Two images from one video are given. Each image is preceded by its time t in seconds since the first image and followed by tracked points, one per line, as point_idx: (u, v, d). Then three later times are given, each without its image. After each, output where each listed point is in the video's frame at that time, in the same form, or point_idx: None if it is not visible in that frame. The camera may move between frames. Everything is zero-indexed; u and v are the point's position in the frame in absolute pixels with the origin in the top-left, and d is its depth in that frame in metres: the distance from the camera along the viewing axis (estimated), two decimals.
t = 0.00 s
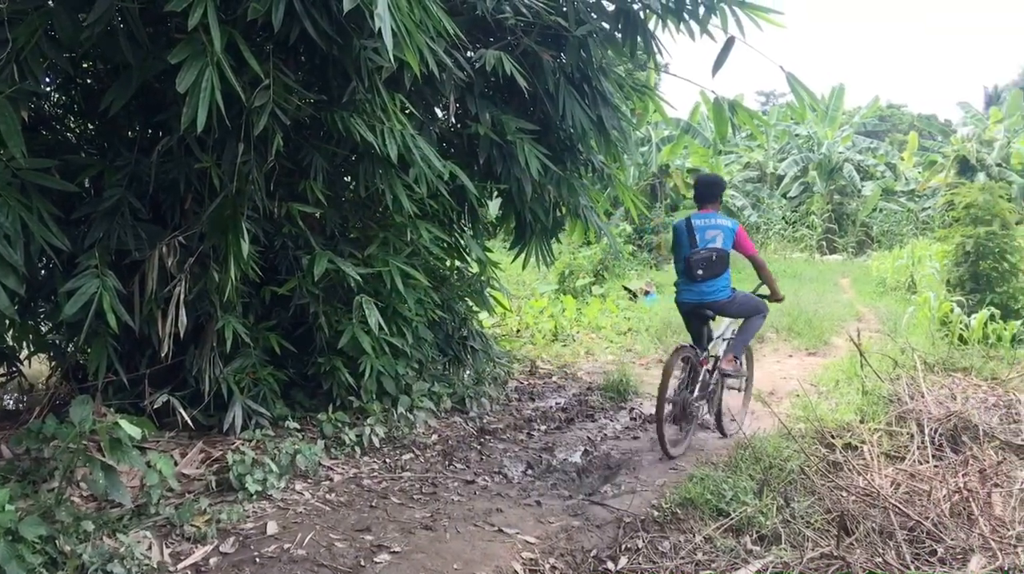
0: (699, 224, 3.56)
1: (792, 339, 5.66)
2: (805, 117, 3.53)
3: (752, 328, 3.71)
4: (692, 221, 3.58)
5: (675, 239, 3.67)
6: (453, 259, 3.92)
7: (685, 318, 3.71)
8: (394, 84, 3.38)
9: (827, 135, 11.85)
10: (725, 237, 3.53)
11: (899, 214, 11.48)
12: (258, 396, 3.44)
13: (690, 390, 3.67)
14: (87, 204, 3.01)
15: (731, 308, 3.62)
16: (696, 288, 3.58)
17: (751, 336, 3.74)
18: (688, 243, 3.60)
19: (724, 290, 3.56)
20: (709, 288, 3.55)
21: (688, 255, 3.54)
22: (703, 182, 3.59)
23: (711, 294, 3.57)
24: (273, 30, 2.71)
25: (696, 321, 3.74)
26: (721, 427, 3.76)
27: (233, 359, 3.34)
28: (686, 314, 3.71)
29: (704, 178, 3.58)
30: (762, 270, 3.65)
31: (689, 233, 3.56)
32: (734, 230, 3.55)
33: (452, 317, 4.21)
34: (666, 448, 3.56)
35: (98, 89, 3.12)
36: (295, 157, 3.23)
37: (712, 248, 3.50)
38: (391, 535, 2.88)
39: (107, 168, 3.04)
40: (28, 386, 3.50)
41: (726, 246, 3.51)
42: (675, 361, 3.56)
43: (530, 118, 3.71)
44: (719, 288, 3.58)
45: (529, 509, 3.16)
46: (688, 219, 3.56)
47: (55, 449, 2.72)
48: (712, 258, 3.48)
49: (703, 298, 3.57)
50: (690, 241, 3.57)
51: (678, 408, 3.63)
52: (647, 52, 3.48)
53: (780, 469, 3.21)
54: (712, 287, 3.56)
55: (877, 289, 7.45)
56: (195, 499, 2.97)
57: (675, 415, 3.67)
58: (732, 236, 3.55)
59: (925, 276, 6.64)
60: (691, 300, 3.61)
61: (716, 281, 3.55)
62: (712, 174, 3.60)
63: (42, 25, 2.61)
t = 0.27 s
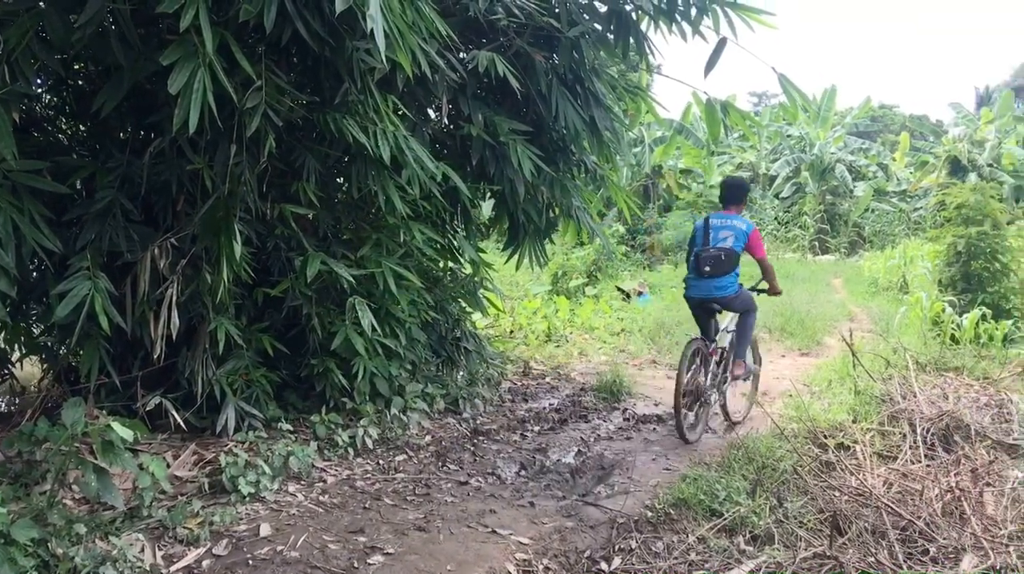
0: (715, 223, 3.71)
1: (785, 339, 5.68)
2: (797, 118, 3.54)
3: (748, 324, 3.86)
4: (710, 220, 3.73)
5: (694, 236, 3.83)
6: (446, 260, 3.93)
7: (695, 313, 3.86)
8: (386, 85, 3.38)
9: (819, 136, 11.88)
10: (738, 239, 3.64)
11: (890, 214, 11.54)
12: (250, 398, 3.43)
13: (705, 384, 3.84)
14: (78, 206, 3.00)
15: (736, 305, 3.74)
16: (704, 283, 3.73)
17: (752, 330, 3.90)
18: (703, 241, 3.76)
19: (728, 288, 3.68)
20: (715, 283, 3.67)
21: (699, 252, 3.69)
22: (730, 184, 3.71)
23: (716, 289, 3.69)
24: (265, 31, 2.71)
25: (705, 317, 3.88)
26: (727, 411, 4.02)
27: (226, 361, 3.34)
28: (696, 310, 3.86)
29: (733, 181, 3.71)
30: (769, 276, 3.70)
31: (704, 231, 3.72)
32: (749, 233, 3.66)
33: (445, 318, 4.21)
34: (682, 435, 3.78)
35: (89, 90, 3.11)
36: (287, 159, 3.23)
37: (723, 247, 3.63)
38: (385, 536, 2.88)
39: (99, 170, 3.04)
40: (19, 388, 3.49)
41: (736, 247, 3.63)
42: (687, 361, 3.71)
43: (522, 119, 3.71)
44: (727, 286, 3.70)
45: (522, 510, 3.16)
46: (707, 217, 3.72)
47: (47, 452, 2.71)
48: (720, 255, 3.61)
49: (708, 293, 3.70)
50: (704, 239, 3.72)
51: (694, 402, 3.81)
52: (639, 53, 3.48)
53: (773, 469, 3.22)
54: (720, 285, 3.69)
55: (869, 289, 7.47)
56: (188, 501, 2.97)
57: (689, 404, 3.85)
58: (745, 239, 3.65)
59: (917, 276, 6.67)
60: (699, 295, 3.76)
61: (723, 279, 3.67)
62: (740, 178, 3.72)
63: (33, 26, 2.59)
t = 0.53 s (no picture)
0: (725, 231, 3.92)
1: (780, 340, 5.69)
2: (791, 120, 3.54)
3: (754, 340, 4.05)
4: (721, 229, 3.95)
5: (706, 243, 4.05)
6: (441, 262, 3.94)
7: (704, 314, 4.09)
8: (381, 87, 3.38)
9: (813, 137, 11.88)
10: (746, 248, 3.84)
11: (885, 216, 11.58)
12: (245, 400, 3.43)
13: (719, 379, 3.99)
14: (73, 208, 3.00)
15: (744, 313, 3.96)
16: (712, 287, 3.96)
17: (759, 357, 4.13)
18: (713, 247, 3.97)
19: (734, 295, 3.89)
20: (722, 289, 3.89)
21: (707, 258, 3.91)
22: (742, 196, 3.92)
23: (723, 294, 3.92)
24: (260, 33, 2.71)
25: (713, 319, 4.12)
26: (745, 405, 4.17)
27: (221, 363, 3.33)
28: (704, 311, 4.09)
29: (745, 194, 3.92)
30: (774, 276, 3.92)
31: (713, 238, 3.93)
32: (757, 242, 3.86)
33: (441, 320, 4.21)
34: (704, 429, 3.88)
35: (84, 92, 3.11)
36: (282, 161, 3.22)
37: (730, 256, 3.85)
38: (380, 538, 2.88)
39: (93, 172, 3.03)
40: (13, 390, 3.48)
41: (742, 255, 3.84)
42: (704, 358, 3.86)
43: (517, 121, 3.72)
44: (733, 292, 3.92)
45: (517, 512, 3.16)
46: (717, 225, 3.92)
47: (41, 454, 2.70)
48: (726, 263, 3.84)
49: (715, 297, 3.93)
50: (714, 246, 3.94)
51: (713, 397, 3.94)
52: (634, 55, 3.49)
53: (768, 471, 3.22)
54: (726, 291, 3.92)
55: (864, 290, 7.49)
56: (182, 504, 2.96)
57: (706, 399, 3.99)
58: (753, 249, 3.85)
59: (911, 277, 6.69)
60: (706, 299, 3.99)
61: (729, 285, 3.90)
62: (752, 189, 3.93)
63: (27, 28, 2.58)
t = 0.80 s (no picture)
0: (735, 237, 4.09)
1: (777, 343, 5.70)
2: (788, 123, 3.55)
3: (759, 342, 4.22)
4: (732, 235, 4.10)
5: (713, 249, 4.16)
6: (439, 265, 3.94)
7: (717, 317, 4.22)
8: (379, 90, 3.38)
9: (810, 141, 11.85)
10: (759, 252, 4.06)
11: (882, 218, 11.60)
12: (242, 403, 3.43)
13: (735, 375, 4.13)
14: (69, 211, 2.99)
15: (755, 316, 4.15)
16: (733, 292, 4.09)
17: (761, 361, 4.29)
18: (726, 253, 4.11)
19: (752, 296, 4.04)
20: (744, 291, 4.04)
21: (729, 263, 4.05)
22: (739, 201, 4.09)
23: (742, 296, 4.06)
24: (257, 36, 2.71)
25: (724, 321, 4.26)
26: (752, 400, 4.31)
27: (218, 366, 3.33)
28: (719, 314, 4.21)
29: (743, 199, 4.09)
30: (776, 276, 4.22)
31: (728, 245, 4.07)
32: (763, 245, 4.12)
33: (438, 323, 4.22)
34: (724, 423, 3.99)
35: (81, 95, 3.11)
36: (280, 164, 3.22)
37: (750, 260, 4.02)
38: (378, 541, 2.87)
39: (90, 175, 3.03)
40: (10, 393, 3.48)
41: (759, 258, 4.04)
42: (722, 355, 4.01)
43: (515, 124, 3.72)
44: (750, 295, 4.08)
45: (515, 515, 3.16)
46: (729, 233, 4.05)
47: (38, 457, 2.69)
48: (750, 268, 3.99)
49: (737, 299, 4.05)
50: (730, 253, 4.07)
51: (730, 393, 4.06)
52: (631, 59, 3.49)
53: (765, 474, 3.23)
54: (747, 294, 4.08)
55: (860, 293, 7.50)
56: (180, 507, 2.96)
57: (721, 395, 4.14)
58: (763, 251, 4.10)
59: (908, 280, 6.70)
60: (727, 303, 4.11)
61: (751, 288, 4.06)
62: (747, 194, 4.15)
63: (25, 31, 2.58)
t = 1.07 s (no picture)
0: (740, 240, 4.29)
1: (775, 346, 5.70)
2: (786, 126, 3.55)
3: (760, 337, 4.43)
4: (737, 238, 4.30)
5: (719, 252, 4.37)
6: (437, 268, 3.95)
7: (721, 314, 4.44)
8: (377, 93, 3.39)
9: (808, 144, 11.89)
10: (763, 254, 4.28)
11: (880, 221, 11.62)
12: (240, 406, 3.43)
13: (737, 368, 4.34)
14: (67, 213, 2.99)
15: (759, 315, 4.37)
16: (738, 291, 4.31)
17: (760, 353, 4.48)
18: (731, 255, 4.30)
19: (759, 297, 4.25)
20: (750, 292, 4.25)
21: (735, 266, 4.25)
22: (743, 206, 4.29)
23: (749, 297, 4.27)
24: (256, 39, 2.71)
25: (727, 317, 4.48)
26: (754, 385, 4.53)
27: (216, 369, 3.33)
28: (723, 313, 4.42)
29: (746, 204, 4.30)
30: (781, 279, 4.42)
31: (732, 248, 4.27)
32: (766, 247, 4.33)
33: (436, 326, 4.22)
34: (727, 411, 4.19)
35: (80, 97, 3.11)
36: (278, 167, 3.22)
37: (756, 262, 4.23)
38: (376, 544, 2.87)
39: (88, 178, 3.03)
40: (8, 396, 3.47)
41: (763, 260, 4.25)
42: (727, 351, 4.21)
43: (513, 127, 3.73)
44: (755, 294, 4.30)
45: (513, 518, 3.16)
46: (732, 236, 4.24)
47: (36, 460, 2.69)
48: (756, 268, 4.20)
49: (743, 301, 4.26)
50: (736, 255, 4.28)
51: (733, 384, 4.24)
52: (629, 62, 3.50)
53: (763, 477, 3.23)
54: (752, 293, 4.30)
55: (859, 296, 7.51)
56: (177, 510, 2.95)
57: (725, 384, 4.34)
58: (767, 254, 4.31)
59: (906, 283, 6.71)
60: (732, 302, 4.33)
61: (755, 288, 4.28)
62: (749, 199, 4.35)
63: (23, 34, 2.58)
